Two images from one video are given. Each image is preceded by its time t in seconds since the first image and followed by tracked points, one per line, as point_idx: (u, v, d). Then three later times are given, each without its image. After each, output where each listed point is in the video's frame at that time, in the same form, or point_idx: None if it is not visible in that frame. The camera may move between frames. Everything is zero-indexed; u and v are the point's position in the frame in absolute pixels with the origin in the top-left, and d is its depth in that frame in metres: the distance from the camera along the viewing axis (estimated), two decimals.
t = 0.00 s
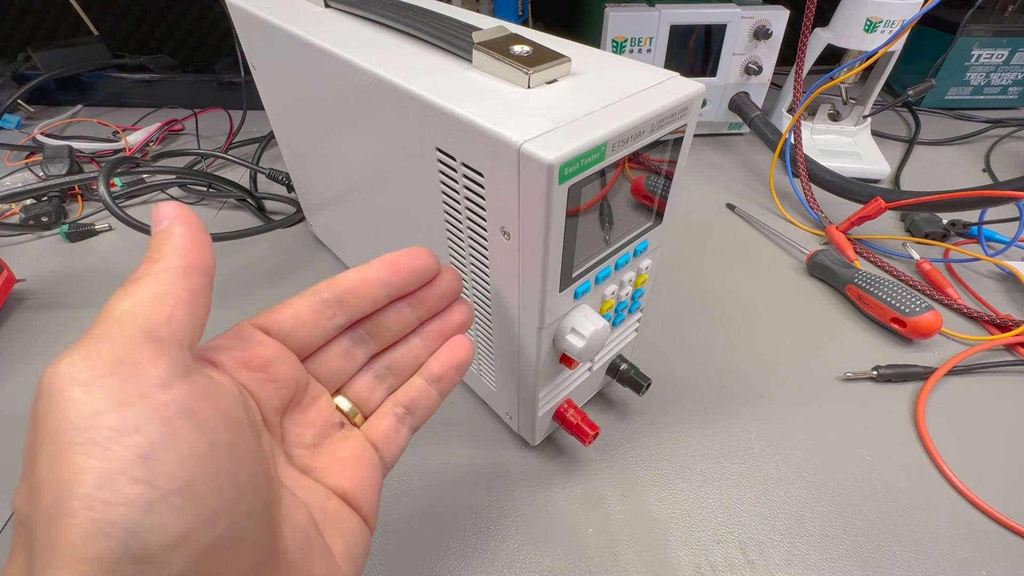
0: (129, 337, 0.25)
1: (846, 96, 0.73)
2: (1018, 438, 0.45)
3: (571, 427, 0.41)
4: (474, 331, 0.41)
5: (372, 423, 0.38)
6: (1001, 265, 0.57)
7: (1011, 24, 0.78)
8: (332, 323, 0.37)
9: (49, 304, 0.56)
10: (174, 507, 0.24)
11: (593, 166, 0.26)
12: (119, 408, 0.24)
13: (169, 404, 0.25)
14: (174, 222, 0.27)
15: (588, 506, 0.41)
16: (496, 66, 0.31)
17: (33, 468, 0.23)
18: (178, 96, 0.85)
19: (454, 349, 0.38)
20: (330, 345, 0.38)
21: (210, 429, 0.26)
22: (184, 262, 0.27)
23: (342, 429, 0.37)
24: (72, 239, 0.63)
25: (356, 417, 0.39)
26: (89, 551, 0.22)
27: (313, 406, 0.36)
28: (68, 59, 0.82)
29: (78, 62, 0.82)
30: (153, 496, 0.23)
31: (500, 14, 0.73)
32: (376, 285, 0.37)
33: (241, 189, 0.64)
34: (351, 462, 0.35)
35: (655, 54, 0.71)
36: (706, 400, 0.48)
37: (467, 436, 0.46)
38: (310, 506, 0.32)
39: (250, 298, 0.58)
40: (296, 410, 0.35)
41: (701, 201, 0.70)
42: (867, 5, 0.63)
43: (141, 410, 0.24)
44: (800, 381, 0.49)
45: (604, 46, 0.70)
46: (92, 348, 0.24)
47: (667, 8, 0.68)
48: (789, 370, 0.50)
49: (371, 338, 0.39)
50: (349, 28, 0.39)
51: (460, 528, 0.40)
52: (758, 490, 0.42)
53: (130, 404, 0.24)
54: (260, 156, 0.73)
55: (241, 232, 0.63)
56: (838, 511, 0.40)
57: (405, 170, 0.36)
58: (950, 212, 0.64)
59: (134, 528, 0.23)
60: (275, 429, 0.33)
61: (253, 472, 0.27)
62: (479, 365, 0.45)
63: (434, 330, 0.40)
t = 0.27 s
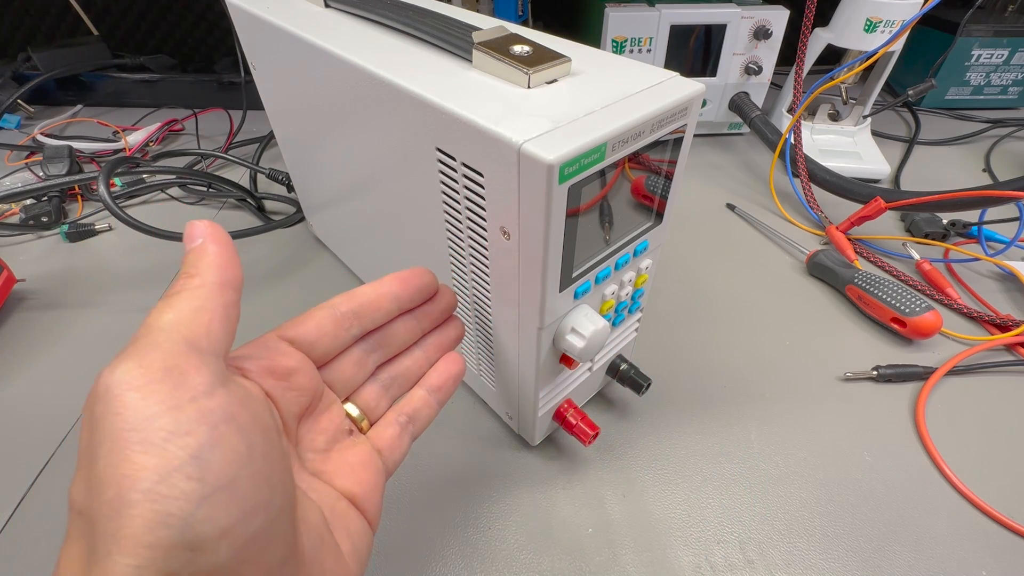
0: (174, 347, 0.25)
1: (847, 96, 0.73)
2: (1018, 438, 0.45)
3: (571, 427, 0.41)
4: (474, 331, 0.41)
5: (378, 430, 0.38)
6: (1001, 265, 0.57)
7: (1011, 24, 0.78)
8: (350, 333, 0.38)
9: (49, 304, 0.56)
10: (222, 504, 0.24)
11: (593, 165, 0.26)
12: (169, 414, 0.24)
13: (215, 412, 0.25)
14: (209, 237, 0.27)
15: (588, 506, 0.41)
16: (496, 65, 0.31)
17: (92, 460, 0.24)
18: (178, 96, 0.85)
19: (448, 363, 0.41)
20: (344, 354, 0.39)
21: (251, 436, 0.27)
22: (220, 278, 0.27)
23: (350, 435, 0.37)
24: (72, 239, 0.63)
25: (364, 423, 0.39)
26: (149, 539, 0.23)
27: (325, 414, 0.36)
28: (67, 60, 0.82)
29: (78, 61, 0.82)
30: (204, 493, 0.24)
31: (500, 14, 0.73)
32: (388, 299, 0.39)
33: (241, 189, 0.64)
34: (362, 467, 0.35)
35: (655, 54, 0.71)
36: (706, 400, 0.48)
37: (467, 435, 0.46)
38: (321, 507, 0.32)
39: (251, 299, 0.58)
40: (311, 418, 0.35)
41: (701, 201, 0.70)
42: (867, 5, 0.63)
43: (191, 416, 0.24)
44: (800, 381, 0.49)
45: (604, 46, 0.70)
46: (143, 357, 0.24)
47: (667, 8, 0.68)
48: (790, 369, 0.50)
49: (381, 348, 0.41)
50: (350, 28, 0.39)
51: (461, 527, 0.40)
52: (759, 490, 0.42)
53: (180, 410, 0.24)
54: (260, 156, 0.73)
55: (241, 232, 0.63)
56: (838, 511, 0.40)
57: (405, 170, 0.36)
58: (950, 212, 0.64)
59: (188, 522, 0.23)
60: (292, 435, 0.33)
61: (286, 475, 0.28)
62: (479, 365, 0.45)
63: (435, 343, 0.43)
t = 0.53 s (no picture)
0: (193, 349, 0.26)
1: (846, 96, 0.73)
2: (1018, 438, 0.45)
3: (571, 427, 0.41)
4: (475, 331, 0.41)
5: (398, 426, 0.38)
6: (1001, 265, 0.57)
7: (1011, 24, 0.78)
8: (364, 325, 0.39)
9: (49, 303, 0.56)
10: (246, 513, 0.24)
11: (593, 166, 0.26)
12: (190, 418, 0.24)
13: (236, 416, 0.26)
14: (225, 237, 0.28)
15: (588, 506, 0.41)
16: (496, 66, 0.31)
17: (111, 468, 0.24)
18: (178, 96, 0.85)
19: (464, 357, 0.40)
20: (359, 347, 0.40)
21: (272, 440, 0.27)
22: (238, 276, 0.28)
23: (371, 433, 0.37)
24: (72, 239, 0.63)
25: (384, 419, 0.39)
26: (172, 551, 0.23)
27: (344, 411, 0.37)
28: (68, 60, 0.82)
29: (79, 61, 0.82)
30: (227, 502, 0.24)
31: (499, 14, 0.73)
32: (401, 289, 0.39)
33: (241, 189, 0.64)
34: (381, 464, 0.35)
35: (655, 54, 0.71)
36: (706, 400, 0.48)
37: (467, 436, 0.46)
38: (345, 508, 0.32)
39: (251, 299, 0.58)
40: (329, 415, 0.36)
41: (701, 201, 0.70)
42: (867, 5, 0.63)
43: (212, 420, 0.25)
44: (800, 381, 0.49)
45: (604, 46, 0.70)
46: (161, 360, 0.25)
47: (667, 8, 0.68)
48: (790, 369, 0.50)
49: (396, 339, 0.41)
50: (350, 28, 0.39)
51: (461, 527, 0.40)
52: (759, 490, 0.42)
53: (201, 414, 0.25)
54: (260, 156, 0.73)
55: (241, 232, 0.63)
56: (838, 511, 0.40)
57: (405, 171, 0.36)
58: (950, 212, 0.64)
59: (212, 531, 0.24)
60: (311, 433, 0.34)
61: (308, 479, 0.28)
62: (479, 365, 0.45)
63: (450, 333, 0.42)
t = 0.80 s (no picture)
0: (177, 289, 0.26)
1: (846, 96, 0.73)
2: (1018, 438, 0.45)
3: (571, 427, 0.41)
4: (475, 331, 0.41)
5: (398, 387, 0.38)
6: (1001, 265, 0.57)
7: (1011, 24, 0.78)
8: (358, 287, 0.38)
9: (49, 303, 0.56)
10: (235, 435, 0.24)
11: (593, 165, 0.26)
12: (174, 349, 0.25)
13: (222, 347, 0.26)
14: (215, 194, 0.29)
15: (588, 506, 0.41)
16: (496, 66, 0.31)
17: (101, 405, 0.25)
18: (178, 96, 0.85)
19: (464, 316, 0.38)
20: (355, 309, 0.39)
21: (260, 371, 0.27)
22: (224, 228, 0.29)
23: (371, 393, 0.37)
24: (72, 239, 0.63)
25: (384, 381, 0.39)
26: (162, 469, 0.23)
27: (342, 371, 0.37)
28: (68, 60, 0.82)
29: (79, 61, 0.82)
30: (216, 424, 0.24)
31: (500, 14, 0.73)
32: (394, 250, 0.37)
33: (241, 189, 0.64)
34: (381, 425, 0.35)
35: (655, 54, 0.71)
36: (706, 400, 0.48)
37: (467, 435, 0.46)
38: (348, 460, 0.32)
39: (251, 299, 0.58)
40: (327, 375, 0.36)
41: (701, 201, 0.70)
42: (867, 5, 0.63)
43: (196, 350, 0.25)
44: (800, 382, 0.49)
45: (604, 46, 0.70)
46: (146, 299, 0.25)
47: (667, 8, 0.68)
48: (790, 369, 0.50)
49: (394, 302, 0.40)
50: (350, 27, 0.39)
51: (461, 527, 0.40)
52: (759, 490, 0.42)
53: (185, 344, 0.25)
54: (260, 156, 0.73)
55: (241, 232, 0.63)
56: (839, 511, 0.40)
57: (405, 170, 0.36)
58: (950, 212, 0.64)
59: (201, 450, 0.23)
60: (310, 392, 0.34)
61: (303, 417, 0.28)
62: (479, 365, 0.45)
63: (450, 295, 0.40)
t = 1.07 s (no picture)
0: (183, 298, 0.26)
1: (847, 96, 0.73)
2: (1019, 438, 0.45)
3: (571, 427, 0.41)
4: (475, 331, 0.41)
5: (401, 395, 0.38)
6: (1001, 265, 0.57)
7: (1011, 24, 0.78)
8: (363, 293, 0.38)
9: (49, 303, 0.56)
10: (242, 448, 0.24)
11: (593, 166, 0.26)
12: (182, 360, 0.25)
13: (228, 357, 0.26)
14: (222, 201, 0.30)
15: (588, 506, 0.41)
16: (496, 66, 0.31)
17: (108, 415, 0.25)
18: (178, 96, 0.85)
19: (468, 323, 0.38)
20: (360, 317, 0.39)
21: (266, 382, 0.27)
22: (229, 237, 0.29)
23: (376, 400, 0.37)
24: (72, 239, 0.63)
25: (389, 388, 0.39)
26: (168, 484, 0.23)
27: (347, 379, 0.37)
28: (68, 60, 0.82)
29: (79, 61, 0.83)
30: (222, 436, 0.24)
31: (500, 14, 0.73)
32: (399, 258, 0.37)
33: (241, 189, 0.64)
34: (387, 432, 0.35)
35: (655, 54, 0.71)
36: (706, 400, 0.48)
37: (467, 435, 0.46)
38: (354, 471, 0.32)
39: (251, 299, 0.58)
40: (333, 383, 0.36)
41: (702, 201, 0.70)
42: (867, 5, 0.63)
43: (203, 360, 0.25)
44: (800, 382, 0.49)
45: (604, 46, 0.70)
46: (150, 309, 0.25)
47: (667, 8, 0.68)
48: (790, 369, 0.51)
49: (398, 309, 0.40)
50: (350, 27, 0.39)
51: (461, 527, 0.40)
52: (759, 490, 0.42)
53: (192, 356, 0.25)
54: (260, 156, 0.73)
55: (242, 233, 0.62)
56: (839, 511, 0.40)
57: (406, 170, 0.36)
58: (950, 212, 0.64)
59: (207, 463, 0.23)
60: (316, 401, 0.34)
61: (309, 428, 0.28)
62: (478, 365, 0.45)
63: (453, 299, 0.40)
